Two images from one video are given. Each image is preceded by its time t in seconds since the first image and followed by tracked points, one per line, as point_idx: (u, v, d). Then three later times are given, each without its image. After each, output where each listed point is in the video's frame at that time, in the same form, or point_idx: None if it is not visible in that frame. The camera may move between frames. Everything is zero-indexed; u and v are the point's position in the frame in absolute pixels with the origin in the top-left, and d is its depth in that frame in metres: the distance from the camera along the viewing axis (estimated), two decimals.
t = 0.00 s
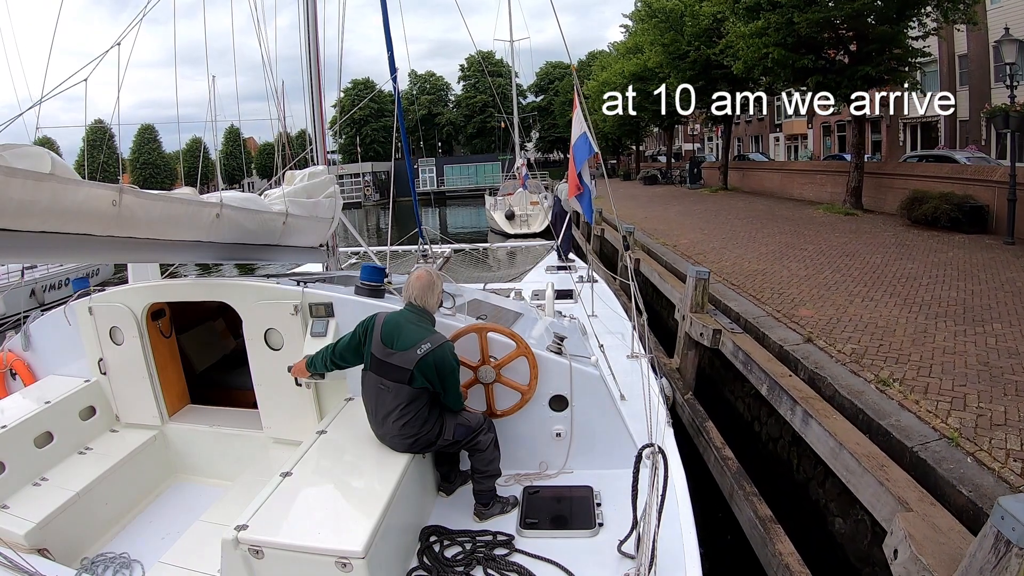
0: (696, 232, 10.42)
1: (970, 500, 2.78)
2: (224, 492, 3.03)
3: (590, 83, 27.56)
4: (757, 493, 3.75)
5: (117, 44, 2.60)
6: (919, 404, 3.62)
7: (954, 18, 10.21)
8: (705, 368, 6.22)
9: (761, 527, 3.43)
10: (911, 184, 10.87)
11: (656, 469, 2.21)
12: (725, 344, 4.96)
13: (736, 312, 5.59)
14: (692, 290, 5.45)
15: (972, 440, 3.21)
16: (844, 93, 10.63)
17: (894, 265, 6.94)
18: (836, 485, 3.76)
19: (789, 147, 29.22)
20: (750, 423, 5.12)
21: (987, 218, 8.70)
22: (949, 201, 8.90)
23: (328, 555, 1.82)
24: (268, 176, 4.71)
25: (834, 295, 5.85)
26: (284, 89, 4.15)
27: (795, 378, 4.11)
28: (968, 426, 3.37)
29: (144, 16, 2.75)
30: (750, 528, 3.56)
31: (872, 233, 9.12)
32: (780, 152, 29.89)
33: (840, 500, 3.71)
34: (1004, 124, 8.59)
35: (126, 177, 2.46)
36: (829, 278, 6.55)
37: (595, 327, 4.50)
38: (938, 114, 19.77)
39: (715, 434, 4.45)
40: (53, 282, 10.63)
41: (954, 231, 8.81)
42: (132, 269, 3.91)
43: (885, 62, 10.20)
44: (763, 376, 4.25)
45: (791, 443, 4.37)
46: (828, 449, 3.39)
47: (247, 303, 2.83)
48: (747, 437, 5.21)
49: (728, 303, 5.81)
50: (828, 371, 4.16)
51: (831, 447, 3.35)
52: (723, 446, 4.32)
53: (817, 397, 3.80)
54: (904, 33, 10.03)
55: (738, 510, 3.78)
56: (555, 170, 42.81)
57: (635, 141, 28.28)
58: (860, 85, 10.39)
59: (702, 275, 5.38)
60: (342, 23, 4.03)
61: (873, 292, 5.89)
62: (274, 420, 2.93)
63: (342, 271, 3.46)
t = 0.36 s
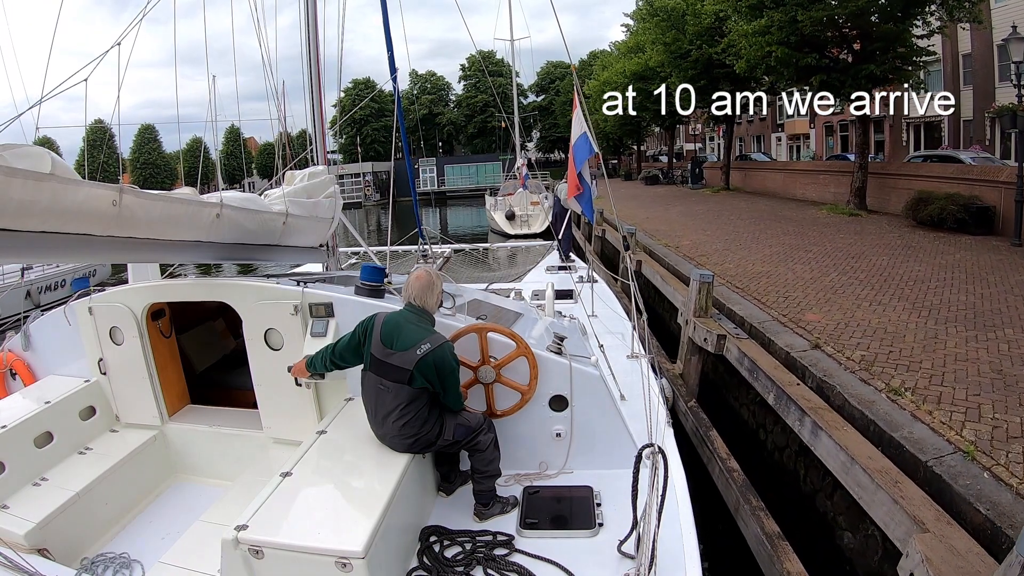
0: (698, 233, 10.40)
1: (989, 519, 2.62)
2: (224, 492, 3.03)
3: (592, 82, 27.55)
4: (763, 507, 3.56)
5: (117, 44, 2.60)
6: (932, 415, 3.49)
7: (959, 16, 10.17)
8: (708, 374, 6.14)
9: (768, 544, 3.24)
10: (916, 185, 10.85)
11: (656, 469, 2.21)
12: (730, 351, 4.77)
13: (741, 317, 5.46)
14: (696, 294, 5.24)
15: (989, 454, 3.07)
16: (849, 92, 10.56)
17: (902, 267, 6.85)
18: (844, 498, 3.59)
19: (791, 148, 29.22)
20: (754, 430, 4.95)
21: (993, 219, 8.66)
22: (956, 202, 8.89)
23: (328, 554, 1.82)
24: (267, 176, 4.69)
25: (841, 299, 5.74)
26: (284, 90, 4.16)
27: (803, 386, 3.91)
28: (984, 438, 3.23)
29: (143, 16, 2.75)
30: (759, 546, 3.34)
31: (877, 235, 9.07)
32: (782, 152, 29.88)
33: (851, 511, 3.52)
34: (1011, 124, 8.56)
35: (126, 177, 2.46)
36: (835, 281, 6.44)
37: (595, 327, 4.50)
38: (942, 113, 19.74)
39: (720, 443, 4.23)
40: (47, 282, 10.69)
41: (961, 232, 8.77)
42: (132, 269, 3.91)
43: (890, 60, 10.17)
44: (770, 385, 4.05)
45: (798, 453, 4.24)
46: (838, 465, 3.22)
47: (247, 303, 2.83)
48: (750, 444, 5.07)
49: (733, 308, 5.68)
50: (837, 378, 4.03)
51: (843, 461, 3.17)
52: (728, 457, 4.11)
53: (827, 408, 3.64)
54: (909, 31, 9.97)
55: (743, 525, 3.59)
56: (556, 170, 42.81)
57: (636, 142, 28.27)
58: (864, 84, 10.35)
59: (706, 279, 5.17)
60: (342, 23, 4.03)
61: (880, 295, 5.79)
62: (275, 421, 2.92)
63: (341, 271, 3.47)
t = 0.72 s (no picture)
0: (700, 234, 10.39)
1: (1007, 538, 2.50)
2: (224, 492, 3.03)
3: (594, 82, 27.51)
4: (770, 522, 3.44)
5: (117, 44, 2.60)
6: (946, 428, 3.34)
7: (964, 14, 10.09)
8: (712, 379, 6.08)
9: (776, 563, 3.12)
10: (921, 185, 10.83)
11: (655, 469, 2.21)
12: (734, 357, 4.66)
13: (745, 321, 5.34)
14: (700, 297, 5.16)
15: (1007, 470, 2.92)
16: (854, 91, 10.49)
17: (911, 269, 6.75)
18: (854, 511, 3.53)
19: (793, 147, 29.19)
20: (761, 438, 4.88)
21: (1000, 220, 8.63)
22: (962, 203, 8.84)
23: (328, 555, 1.81)
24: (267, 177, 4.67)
25: (848, 302, 5.60)
26: (284, 90, 4.16)
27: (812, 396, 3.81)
28: (1001, 452, 3.08)
29: (143, 16, 2.75)
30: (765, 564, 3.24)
31: (883, 236, 9.01)
32: (784, 152, 29.87)
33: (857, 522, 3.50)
34: (1017, 123, 8.51)
35: (126, 177, 2.46)
36: (843, 283, 6.33)
37: (595, 327, 4.50)
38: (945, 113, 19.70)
39: (724, 455, 4.13)
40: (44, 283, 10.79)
41: (967, 233, 8.75)
42: (132, 269, 3.92)
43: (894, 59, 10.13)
44: (776, 394, 3.96)
45: (806, 463, 4.13)
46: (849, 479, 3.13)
47: (247, 303, 2.83)
48: (756, 452, 4.97)
49: (738, 311, 5.55)
50: (846, 386, 3.88)
51: (854, 476, 3.07)
52: (733, 467, 4.00)
53: (837, 419, 3.53)
54: (914, 29, 9.89)
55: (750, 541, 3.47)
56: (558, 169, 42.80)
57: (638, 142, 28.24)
58: (869, 83, 10.29)
59: (710, 282, 5.08)
60: (342, 23, 4.03)
61: (888, 298, 5.67)
62: (275, 421, 2.92)
63: (342, 271, 3.47)
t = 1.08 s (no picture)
0: (702, 236, 10.39)
1: None
2: (224, 492, 3.03)
3: (595, 82, 27.47)
4: (777, 539, 3.35)
5: (118, 44, 2.60)
6: (960, 440, 3.27)
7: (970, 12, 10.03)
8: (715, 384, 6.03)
9: None
10: (925, 185, 10.82)
11: (656, 469, 2.21)
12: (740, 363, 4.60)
13: (751, 327, 5.30)
14: (704, 301, 5.14)
15: None
16: (858, 89, 10.43)
17: (918, 272, 6.70)
18: (863, 526, 3.40)
19: (795, 147, 29.18)
20: (765, 447, 4.78)
21: (1007, 221, 8.61)
22: (969, 203, 8.84)
23: (328, 555, 1.81)
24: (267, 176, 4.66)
25: (855, 307, 5.54)
26: (284, 90, 4.16)
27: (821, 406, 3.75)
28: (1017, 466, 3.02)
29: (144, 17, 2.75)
30: None
31: (887, 238, 8.97)
32: (786, 152, 29.86)
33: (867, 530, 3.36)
34: None
35: (127, 177, 2.47)
36: (850, 286, 6.28)
37: (595, 327, 4.50)
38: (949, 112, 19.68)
39: (729, 465, 4.09)
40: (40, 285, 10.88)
41: (973, 234, 8.73)
42: (132, 269, 3.92)
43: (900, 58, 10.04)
44: (784, 404, 3.90)
45: (812, 475, 4.04)
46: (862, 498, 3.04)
47: (247, 303, 2.83)
48: (759, 459, 4.91)
49: (742, 316, 5.52)
50: (857, 396, 3.81)
51: (867, 492, 3.00)
52: (739, 480, 3.95)
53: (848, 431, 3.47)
54: (919, 28, 9.84)
55: (757, 557, 3.41)
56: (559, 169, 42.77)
57: (639, 141, 28.21)
58: (873, 81, 10.22)
59: (715, 285, 5.06)
60: (341, 23, 4.04)
61: (897, 302, 5.62)
62: (275, 421, 2.92)
63: (341, 271, 3.47)
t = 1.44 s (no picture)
0: (704, 236, 10.38)
1: None
2: (224, 492, 3.03)
3: (596, 81, 27.46)
4: (786, 557, 3.23)
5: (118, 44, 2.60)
6: (976, 452, 3.21)
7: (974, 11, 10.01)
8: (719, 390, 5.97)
9: None
10: (929, 185, 10.83)
11: (655, 468, 2.21)
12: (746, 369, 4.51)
13: (758, 331, 5.27)
14: (708, 305, 5.05)
15: None
16: (862, 88, 10.39)
17: (925, 275, 6.66)
18: (875, 541, 3.34)
19: (796, 147, 29.18)
20: (772, 455, 4.70)
21: (1013, 223, 8.59)
22: (975, 204, 8.82)
23: (328, 555, 1.81)
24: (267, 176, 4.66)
25: (863, 312, 5.50)
26: (284, 89, 4.15)
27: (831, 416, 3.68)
28: None
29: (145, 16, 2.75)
30: None
31: (892, 239, 8.95)
32: (787, 151, 29.85)
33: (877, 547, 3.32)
34: None
35: (127, 177, 2.47)
36: (857, 290, 6.25)
37: (595, 327, 4.50)
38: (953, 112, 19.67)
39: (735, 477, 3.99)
40: (35, 287, 10.89)
41: (979, 235, 8.71)
42: (132, 269, 3.92)
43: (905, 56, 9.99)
44: (792, 412, 3.81)
45: (821, 485, 3.96)
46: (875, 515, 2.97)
47: (247, 303, 2.83)
48: (762, 465, 4.88)
49: (747, 320, 5.50)
50: (868, 405, 3.75)
51: (881, 510, 2.92)
52: (745, 493, 3.84)
53: (861, 443, 3.38)
54: (924, 26, 9.81)
55: (764, 574, 3.28)
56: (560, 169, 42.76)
57: (640, 141, 28.20)
58: (877, 80, 10.18)
59: (719, 289, 4.96)
60: (341, 23, 4.04)
61: (906, 307, 5.57)
62: (274, 421, 2.92)
63: (342, 271, 3.46)
